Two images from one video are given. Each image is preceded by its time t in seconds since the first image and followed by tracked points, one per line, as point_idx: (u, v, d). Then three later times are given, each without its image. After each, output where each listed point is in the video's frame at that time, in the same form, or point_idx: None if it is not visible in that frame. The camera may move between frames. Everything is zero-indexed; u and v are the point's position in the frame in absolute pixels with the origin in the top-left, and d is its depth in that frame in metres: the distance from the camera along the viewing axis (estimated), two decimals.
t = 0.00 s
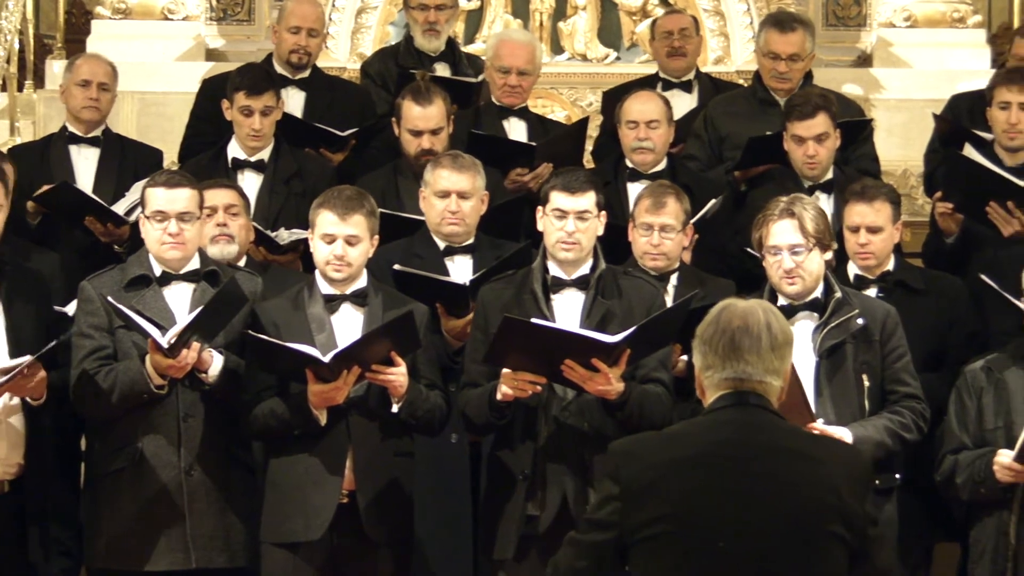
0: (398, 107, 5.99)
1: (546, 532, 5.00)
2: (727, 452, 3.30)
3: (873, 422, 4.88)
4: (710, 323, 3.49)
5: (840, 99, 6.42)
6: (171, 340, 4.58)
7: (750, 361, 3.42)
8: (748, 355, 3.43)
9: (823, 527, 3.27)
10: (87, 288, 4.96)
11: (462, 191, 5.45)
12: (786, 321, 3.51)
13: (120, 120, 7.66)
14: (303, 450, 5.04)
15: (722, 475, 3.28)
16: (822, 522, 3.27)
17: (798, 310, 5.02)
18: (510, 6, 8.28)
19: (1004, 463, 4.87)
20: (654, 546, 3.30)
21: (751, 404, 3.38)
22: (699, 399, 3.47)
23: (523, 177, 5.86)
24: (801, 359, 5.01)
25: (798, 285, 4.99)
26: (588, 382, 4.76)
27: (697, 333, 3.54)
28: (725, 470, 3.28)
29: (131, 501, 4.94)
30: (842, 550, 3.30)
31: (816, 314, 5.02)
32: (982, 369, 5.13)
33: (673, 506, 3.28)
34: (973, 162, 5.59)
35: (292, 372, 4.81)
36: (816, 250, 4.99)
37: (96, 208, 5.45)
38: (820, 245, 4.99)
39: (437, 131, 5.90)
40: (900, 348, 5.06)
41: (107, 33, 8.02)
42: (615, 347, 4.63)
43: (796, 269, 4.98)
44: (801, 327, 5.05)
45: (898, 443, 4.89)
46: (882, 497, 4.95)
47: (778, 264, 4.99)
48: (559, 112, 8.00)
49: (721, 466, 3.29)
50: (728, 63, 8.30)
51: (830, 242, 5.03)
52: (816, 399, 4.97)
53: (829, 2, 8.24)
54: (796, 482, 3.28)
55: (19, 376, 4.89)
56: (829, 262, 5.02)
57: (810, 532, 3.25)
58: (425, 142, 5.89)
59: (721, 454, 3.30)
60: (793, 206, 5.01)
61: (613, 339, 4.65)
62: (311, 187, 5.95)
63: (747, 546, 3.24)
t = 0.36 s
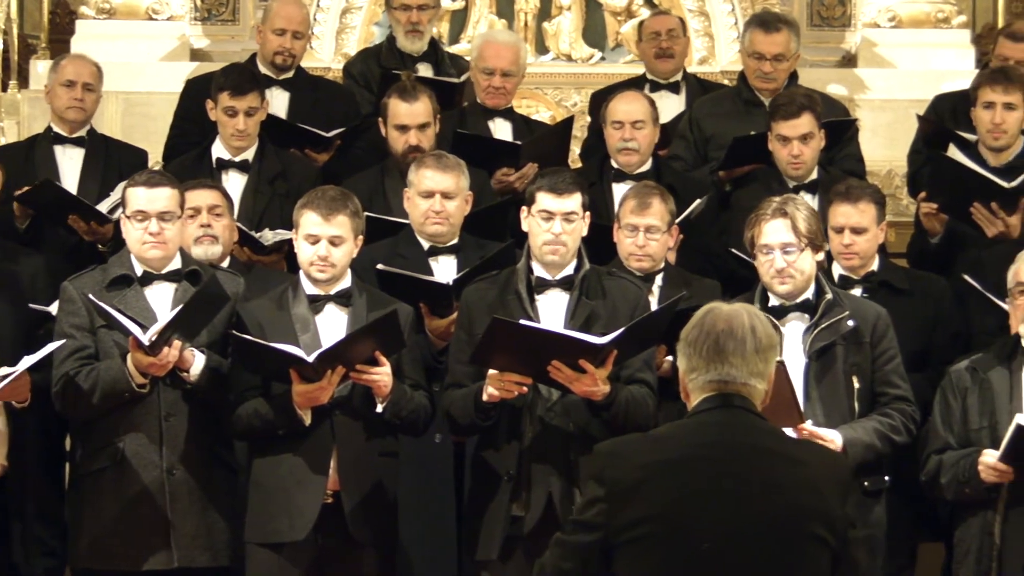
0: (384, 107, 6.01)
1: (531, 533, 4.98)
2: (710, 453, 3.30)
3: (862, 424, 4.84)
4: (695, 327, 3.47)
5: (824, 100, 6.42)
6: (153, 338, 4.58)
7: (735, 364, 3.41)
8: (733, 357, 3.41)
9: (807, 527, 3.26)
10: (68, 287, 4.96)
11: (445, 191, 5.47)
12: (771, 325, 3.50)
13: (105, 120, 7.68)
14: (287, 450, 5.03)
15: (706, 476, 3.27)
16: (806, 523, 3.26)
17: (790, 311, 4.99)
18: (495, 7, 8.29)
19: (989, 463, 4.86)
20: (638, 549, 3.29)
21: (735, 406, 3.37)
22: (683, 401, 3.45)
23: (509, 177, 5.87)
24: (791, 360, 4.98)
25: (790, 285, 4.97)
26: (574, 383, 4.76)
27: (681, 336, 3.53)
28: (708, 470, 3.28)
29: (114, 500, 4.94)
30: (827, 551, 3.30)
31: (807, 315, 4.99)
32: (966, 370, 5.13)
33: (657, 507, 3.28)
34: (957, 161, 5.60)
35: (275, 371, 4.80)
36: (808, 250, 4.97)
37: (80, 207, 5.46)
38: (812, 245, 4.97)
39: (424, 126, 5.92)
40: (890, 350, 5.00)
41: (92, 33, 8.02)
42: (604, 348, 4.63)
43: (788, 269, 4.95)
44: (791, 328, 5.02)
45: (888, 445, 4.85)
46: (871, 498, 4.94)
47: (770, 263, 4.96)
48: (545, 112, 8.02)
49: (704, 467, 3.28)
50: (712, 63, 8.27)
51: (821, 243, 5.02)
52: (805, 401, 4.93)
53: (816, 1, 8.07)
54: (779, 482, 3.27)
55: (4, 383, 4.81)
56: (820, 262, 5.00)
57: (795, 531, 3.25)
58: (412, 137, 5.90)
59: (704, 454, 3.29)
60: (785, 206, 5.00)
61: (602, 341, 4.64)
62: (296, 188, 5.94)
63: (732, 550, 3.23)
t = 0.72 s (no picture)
0: (372, 107, 6.01)
1: (518, 532, 4.98)
2: (675, 470, 3.09)
3: (851, 423, 4.83)
4: (668, 346, 3.34)
5: (810, 99, 6.42)
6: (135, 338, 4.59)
7: (706, 384, 3.27)
8: (704, 378, 3.27)
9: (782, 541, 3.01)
10: (52, 287, 4.98)
11: (432, 190, 5.47)
12: (747, 348, 3.37)
13: (92, 120, 7.69)
14: (273, 450, 5.03)
15: (671, 494, 3.07)
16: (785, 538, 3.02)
17: (781, 311, 4.99)
18: (482, 7, 8.29)
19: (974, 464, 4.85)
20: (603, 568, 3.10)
21: (705, 425, 3.21)
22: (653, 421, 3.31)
23: (495, 177, 5.86)
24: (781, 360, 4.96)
25: (783, 284, 4.97)
26: (561, 386, 4.75)
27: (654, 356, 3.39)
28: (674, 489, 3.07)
29: (100, 500, 4.94)
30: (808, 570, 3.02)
31: (797, 316, 4.99)
32: (953, 369, 5.11)
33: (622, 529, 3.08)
34: (943, 161, 5.61)
35: (262, 371, 4.79)
36: (800, 249, 4.97)
37: (64, 207, 5.48)
38: (804, 244, 4.98)
39: (413, 125, 5.92)
40: (881, 350, 4.98)
41: (80, 32, 8.03)
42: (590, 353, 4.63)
43: (780, 267, 4.95)
44: (781, 328, 5.01)
45: (878, 445, 4.83)
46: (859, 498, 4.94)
47: (763, 260, 4.96)
48: (530, 112, 8.03)
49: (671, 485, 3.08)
50: (699, 62, 8.26)
51: (814, 244, 5.02)
52: (794, 400, 4.92)
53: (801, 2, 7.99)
54: (746, 501, 3.03)
55: None
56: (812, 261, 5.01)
57: (768, 547, 3.01)
58: (401, 135, 5.90)
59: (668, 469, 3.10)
60: (779, 205, 5.01)
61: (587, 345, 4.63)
62: (283, 187, 5.94)
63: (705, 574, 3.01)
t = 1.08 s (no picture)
0: (358, 103, 6.01)
1: (503, 530, 4.98)
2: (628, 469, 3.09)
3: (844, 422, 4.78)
4: (644, 311, 3.44)
5: (794, 98, 6.43)
6: (120, 337, 4.61)
7: (675, 347, 3.36)
8: (674, 341, 3.36)
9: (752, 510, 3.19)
10: (35, 283, 4.98)
11: (418, 189, 5.46)
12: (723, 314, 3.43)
13: (76, 119, 7.68)
14: (260, 449, 5.03)
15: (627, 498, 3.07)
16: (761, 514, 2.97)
17: (769, 312, 4.99)
18: (467, 6, 8.27)
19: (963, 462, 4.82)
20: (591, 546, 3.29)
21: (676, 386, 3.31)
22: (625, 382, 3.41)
23: (481, 176, 5.87)
24: (768, 361, 4.96)
25: (772, 291, 4.95)
26: (545, 378, 4.76)
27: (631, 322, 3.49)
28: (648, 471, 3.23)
29: (83, 498, 4.93)
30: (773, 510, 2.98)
31: (786, 316, 4.98)
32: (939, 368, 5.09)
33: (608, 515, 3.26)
34: (927, 161, 5.62)
35: (249, 370, 4.79)
36: (789, 253, 4.96)
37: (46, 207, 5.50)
38: (794, 248, 4.97)
39: (399, 120, 5.93)
40: (870, 350, 4.98)
41: (65, 33, 8.02)
42: (569, 341, 4.64)
43: (769, 272, 4.93)
44: (769, 328, 4.99)
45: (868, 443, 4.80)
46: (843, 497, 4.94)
47: (753, 266, 4.94)
48: (516, 111, 8.02)
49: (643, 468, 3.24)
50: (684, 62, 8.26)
51: (803, 246, 5.01)
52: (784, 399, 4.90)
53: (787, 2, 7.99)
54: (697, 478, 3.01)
55: None
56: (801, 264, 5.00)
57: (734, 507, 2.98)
58: (387, 129, 5.91)
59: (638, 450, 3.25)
60: (768, 208, 4.98)
61: (567, 333, 4.65)
62: (268, 186, 5.94)
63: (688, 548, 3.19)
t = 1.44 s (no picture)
0: (344, 105, 5.97)
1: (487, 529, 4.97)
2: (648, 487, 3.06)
3: (826, 424, 4.84)
4: (626, 343, 3.37)
5: (777, 97, 6.44)
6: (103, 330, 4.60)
7: (665, 379, 3.29)
8: (664, 372, 3.29)
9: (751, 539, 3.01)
10: (17, 280, 4.97)
11: (403, 190, 5.46)
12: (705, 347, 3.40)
13: (59, 119, 7.68)
14: (243, 450, 5.02)
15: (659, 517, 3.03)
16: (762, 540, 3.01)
17: (752, 313, 4.98)
18: (451, 6, 8.29)
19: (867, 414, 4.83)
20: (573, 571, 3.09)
21: (667, 418, 3.21)
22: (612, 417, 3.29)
23: (466, 172, 5.95)
24: (751, 362, 4.97)
25: (754, 292, 4.94)
26: (528, 381, 4.76)
27: (610, 357, 3.41)
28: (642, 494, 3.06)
29: (65, 497, 4.92)
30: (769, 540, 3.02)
31: (769, 316, 4.98)
32: (928, 367, 5.08)
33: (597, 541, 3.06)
34: (911, 160, 5.62)
35: (233, 370, 4.78)
36: (773, 257, 4.93)
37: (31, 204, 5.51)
38: (777, 251, 4.93)
39: (385, 129, 5.91)
40: (854, 349, 4.98)
41: (49, 33, 8.02)
42: (553, 348, 4.64)
43: (753, 276, 4.91)
44: (752, 329, 5.00)
45: (853, 447, 4.85)
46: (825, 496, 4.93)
47: (735, 270, 4.92)
48: (500, 109, 8.00)
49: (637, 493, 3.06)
50: (667, 62, 8.26)
51: (787, 248, 4.97)
52: (766, 402, 4.92)
53: (770, 1, 8.07)
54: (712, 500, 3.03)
55: None
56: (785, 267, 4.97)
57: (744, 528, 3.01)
58: (372, 139, 5.89)
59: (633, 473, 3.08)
60: (752, 212, 4.93)
61: (551, 340, 4.64)
62: (251, 185, 5.94)
63: None
